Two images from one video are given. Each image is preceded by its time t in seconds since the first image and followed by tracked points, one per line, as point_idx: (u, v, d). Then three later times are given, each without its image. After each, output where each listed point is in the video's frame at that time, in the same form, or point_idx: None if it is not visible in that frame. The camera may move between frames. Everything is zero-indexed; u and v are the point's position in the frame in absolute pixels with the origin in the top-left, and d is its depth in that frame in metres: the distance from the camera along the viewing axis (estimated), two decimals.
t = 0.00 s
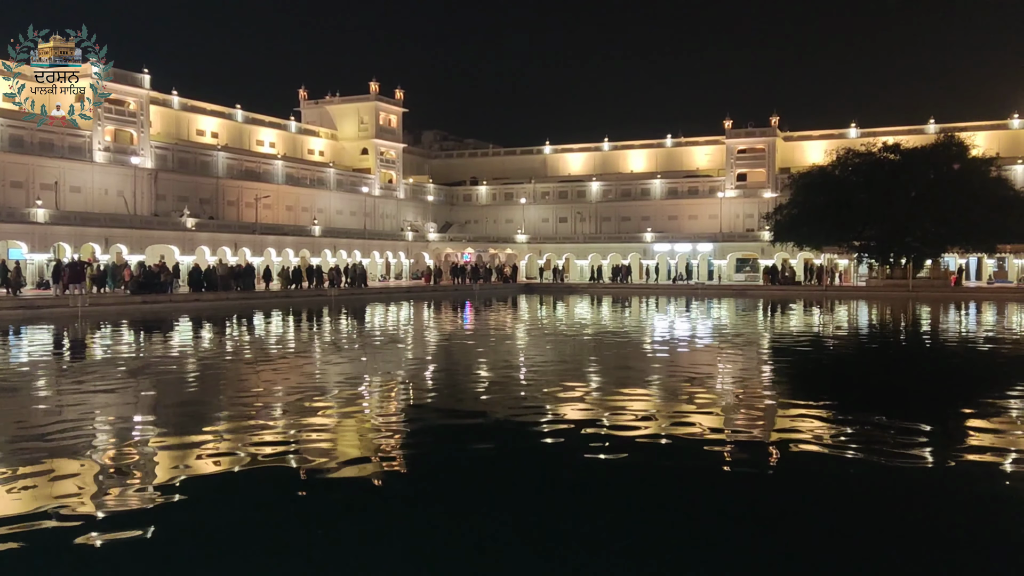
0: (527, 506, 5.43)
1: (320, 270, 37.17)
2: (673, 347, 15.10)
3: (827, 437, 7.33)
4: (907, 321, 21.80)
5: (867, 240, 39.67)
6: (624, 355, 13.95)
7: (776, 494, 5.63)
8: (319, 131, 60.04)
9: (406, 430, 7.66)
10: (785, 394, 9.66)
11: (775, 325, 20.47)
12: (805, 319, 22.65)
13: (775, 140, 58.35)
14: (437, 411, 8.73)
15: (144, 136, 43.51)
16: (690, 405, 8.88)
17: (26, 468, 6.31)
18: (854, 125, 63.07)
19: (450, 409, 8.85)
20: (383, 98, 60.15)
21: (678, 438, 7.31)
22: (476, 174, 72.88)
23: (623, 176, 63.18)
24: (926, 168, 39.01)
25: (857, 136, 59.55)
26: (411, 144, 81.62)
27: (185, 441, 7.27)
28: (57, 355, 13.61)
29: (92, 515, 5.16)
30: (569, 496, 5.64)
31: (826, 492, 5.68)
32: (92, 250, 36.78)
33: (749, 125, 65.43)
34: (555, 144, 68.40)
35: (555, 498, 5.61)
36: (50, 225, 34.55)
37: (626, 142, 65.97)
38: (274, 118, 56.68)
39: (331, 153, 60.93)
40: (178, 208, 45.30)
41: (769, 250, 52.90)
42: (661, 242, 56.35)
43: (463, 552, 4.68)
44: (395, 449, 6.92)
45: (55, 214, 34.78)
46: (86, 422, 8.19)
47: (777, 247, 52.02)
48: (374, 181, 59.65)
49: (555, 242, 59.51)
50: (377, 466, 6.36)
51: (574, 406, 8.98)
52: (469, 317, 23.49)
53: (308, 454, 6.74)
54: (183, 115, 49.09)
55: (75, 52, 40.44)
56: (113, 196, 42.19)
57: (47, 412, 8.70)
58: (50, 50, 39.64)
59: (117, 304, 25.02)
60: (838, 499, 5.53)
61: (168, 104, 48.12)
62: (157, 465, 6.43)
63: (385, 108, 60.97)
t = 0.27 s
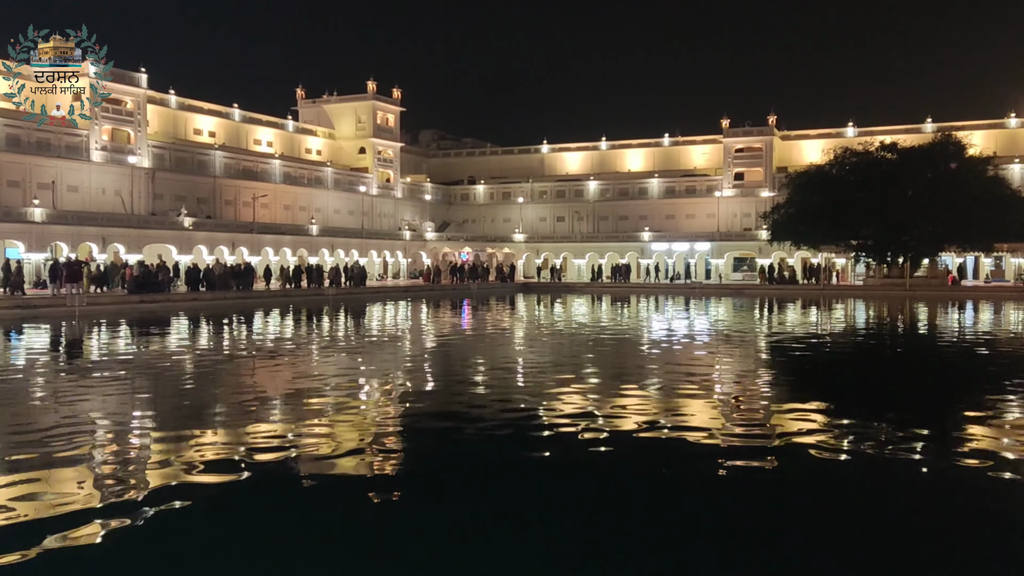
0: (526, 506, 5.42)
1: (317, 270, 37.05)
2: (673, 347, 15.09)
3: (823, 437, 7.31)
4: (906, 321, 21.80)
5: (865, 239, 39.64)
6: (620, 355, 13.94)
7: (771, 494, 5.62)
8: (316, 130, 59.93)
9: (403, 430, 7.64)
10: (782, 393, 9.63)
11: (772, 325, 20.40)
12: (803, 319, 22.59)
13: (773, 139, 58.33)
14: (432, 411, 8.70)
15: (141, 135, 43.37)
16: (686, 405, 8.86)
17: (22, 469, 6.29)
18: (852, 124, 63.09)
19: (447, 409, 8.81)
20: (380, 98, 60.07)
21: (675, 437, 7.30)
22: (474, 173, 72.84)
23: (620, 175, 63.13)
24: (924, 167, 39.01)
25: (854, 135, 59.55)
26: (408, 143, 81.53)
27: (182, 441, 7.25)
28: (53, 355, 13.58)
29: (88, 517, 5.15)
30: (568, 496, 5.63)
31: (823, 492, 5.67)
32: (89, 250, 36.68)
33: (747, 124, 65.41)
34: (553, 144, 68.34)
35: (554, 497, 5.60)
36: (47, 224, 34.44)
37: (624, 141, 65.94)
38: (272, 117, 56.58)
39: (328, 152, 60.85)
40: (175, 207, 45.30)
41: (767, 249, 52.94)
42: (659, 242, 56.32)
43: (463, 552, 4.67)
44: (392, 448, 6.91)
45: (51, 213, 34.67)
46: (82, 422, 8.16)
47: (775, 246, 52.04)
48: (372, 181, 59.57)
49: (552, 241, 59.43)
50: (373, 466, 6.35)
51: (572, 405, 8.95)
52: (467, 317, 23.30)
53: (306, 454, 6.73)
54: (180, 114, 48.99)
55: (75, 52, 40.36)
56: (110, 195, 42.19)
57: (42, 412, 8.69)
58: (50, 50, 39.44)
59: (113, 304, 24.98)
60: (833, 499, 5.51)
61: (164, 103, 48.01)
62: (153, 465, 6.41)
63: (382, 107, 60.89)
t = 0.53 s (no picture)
0: (525, 505, 5.41)
1: (316, 270, 36.98)
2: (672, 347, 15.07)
3: (823, 436, 7.29)
4: (905, 320, 21.76)
5: (863, 238, 39.64)
6: (620, 354, 13.91)
7: (772, 494, 5.60)
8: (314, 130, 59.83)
9: (400, 430, 7.62)
10: (782, 393, 9.61)
11: (771, 324, 20.36)
12: (802, 318, 22.55)
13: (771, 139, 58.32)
14: (431, 411, 8.67)
15: (139, 134, 43.23)
16: (686, 405, 8.84)
17: (21, 469, 6.27)
18: (850, 123, 63.10)
19: (446, 408, 8.79)
20: (378, 97, 59.99)
21: (674, 437, 7.28)
22: (472, 172, 72.80)
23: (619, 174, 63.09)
24: (922, 167, 39.03)
25: (852, 134, 59.54)
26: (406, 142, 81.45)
27: (181, 441, 7.23)
28: (51, 355, 13.53)
29: (86, 517, 5.13)
30: (567, 494, 5.63)
31: (823, 492, 5.66)
32: (87, 249, 36.61)
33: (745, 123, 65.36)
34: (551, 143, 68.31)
35: (553, 497, 5.59)
36: (45, 224, 34.34)
37: (622, 140, 65.89)
38: (270, 116, 56.49)
39: (326, 151, 60.77)
40: (173, 207, 45.26)
41: (765, 248, 52.99)
42: (657, 241, 56.32)
43: (462, 552, 4.66)
44: (391, 449, 6.90)
45: (49, 213, 34.57)
46: (81, 422, 8.13)
47: (773, 245, 52.05)
48: (370, 180, 59.52)
49: (551, 240, 59.35)
50: (371, 466, 6.33)
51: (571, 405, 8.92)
52: (466, 317, 23.20)
53: (305, 454, 6.72)
54: (178, 114, 48.91)
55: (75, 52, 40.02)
56: (108, 195, 42.13)
57: (40, 411, 8.66)
58: (50, 50, 39.08)
59: (112, 304, 24.93)
60: (834, 498, 5.50)
61: (162, 102, 47.90)
62: (151, 465, 6.39)
63: (381, 106, 60.80)
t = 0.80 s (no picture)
0: (523, 505, 5.42)
1: (313, 269, 36.95)
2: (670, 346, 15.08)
3: (822, 436, 7.28)
4: (901, 319, 21.76)
5: (861, 237, 39.75)
6: (617, 354, 13.91)
7: (771, 494, 5.60)
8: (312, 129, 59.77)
9: (398, 430, 7.62)
10: (779, 392, 9.60)
11: (768, 323, 20.36)
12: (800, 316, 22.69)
13: (769, 138, 58.34)
14: (429, 410, 8.65)
15: (136, 134, 43.18)
16: (684, 404, 8.82)
17: (18, 469, 6.26)
18: (848, 122, 63.17)
19: (444, 408, 8.76)
20: (376, 97, 59.98)
21: (673, 437, 7.27)
22: (470, 171, 72.79)
23: (617, 174, 63.08)
24: (920, 166, 39.13)
25: (850, 134, 59.58)
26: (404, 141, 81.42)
27: (179, 441, 7.22)
28: (48, 354, 13.51)
29: (84, 516, 5.12)
30: (565, 495, 5.62)
31: (823, 491, 5.65)
32: (86, 248, 36.57)
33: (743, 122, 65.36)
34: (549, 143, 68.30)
35: (551, 497, 5.59)
36: (43, 223, 34.29)
37: (620, 140, 65.88)
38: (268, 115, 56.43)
39: (324, 151, 60.73)
40: (171, 206, 45.19)
41: (763, 248, 53.07)
42: (655, 240, 56.33)
43: (458, 552, 4.66)
44: (389, 448, 6.88)
45: (48, 213, 34.49)
46: (77, 422, 8.11)
47: (771, 244, 52.09)
48: (368, 179, 59.52)
49: (549, 239, 59.40)
50: (369, 465, 6.32)
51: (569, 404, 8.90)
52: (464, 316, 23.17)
53: (303, 454, 6.71)
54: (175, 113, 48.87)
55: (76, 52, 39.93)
56: (106, 194, 42.15)
57: (37, 411, 8.64)
58: (50, 50, 39.12)
59: (109, 303, 24.91)
60: (833, 498, 5.49)
61: (160, 102, 47.84)
62: (148, 465, 6.37)
63: (378, 105, 60.78)
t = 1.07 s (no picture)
0: (520, 504, 5.42)
1: (307, 268, 36.90)
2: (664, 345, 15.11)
3: (819, 435, 7.28)
4: (895, 318, 21.81)
5: (854, 236, 39.91)
6: (612, 353, 13.94)
7: (767, 493, 5.60)
8: (305, 128, 59.68)
9: (393, 430, 7.62)
10: (775, 391, 9.59)
11: (762, 321, 20.39)
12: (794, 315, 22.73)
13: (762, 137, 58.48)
14: (424, 410, 8.63)
15: (129, 133, 43.10)
16: (680, 404, 8.81)
17: (12, 469, 6.24)
18: (840, 121, 63.38)
19: (439, 408, 8.74)
20: (370, 96, 59.94)
21: (669, 437, 7.26)
22: (464, 171, 72.79)
23: (611, 173, 63.16)
24: (913, 165, 39.26)
25: (843, 133, 59.73)
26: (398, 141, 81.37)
27: (173, 441, 7.20)
28: (43, 354, 13.49)
29: (78, 516, 5.11)
30: (562, 496, 5.61)
31: (819, 491, 5.65)
32: (78, 248, 36.48)
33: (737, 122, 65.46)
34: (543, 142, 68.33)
35: (548, 497, 5.59)
36: (35, 222, 34.20)
37: (614, 139, 65.93)
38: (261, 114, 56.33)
39: (318, 150, 60.65)
40: (165, 206, 45.06)
41: (756, 247, 53.26)
42: (649, 239, 56.40)
43: (452, 551, 4.66)
44: (384, 448, 6.87)
45: (40, 212, 34.40)
46: (71, 422, 8.09)
47: (765, 243, 52.22)
48: (362, 178, 59.54)
49: (543, 239, 59.43)
50: (365, 465, 6.31)
51: (565, 404, 8.88)
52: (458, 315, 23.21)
53: (298, 454, 6.69)
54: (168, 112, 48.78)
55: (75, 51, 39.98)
56: (99, 194, 42.01)
57: (31, 411, 8.62)
58: (50, 50, 39.20)
59: (102, 302, 24.90)
60: (829, 498, 5.50)
61: (153, 101, 47.73)
62: (143, 465, 6.35)
63: (372, 105, 60.74)
